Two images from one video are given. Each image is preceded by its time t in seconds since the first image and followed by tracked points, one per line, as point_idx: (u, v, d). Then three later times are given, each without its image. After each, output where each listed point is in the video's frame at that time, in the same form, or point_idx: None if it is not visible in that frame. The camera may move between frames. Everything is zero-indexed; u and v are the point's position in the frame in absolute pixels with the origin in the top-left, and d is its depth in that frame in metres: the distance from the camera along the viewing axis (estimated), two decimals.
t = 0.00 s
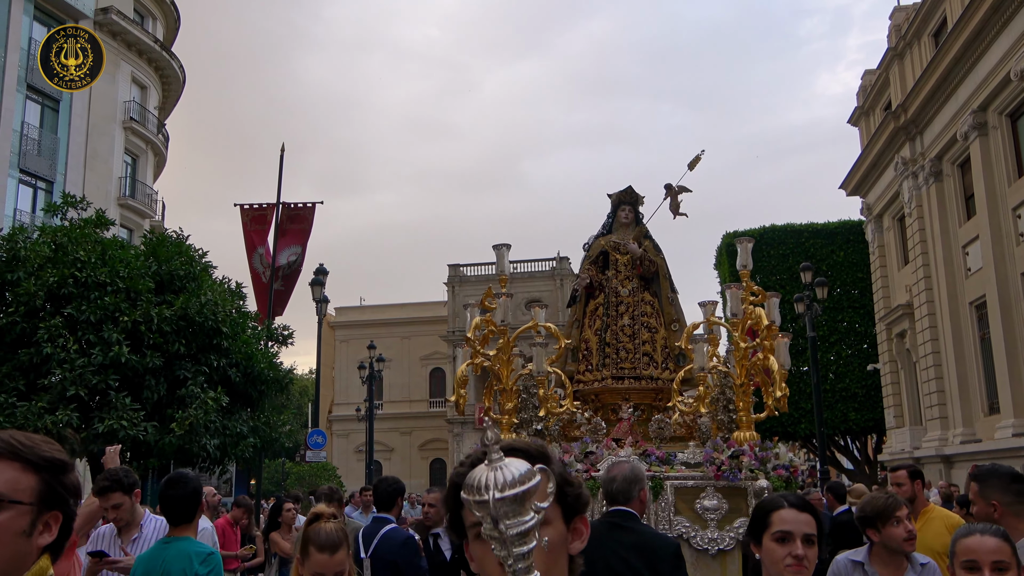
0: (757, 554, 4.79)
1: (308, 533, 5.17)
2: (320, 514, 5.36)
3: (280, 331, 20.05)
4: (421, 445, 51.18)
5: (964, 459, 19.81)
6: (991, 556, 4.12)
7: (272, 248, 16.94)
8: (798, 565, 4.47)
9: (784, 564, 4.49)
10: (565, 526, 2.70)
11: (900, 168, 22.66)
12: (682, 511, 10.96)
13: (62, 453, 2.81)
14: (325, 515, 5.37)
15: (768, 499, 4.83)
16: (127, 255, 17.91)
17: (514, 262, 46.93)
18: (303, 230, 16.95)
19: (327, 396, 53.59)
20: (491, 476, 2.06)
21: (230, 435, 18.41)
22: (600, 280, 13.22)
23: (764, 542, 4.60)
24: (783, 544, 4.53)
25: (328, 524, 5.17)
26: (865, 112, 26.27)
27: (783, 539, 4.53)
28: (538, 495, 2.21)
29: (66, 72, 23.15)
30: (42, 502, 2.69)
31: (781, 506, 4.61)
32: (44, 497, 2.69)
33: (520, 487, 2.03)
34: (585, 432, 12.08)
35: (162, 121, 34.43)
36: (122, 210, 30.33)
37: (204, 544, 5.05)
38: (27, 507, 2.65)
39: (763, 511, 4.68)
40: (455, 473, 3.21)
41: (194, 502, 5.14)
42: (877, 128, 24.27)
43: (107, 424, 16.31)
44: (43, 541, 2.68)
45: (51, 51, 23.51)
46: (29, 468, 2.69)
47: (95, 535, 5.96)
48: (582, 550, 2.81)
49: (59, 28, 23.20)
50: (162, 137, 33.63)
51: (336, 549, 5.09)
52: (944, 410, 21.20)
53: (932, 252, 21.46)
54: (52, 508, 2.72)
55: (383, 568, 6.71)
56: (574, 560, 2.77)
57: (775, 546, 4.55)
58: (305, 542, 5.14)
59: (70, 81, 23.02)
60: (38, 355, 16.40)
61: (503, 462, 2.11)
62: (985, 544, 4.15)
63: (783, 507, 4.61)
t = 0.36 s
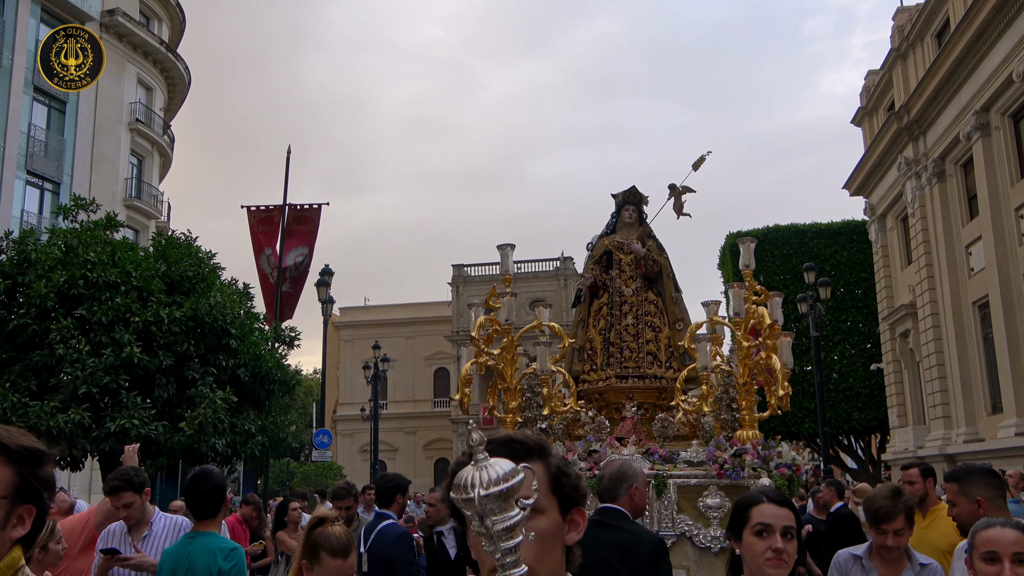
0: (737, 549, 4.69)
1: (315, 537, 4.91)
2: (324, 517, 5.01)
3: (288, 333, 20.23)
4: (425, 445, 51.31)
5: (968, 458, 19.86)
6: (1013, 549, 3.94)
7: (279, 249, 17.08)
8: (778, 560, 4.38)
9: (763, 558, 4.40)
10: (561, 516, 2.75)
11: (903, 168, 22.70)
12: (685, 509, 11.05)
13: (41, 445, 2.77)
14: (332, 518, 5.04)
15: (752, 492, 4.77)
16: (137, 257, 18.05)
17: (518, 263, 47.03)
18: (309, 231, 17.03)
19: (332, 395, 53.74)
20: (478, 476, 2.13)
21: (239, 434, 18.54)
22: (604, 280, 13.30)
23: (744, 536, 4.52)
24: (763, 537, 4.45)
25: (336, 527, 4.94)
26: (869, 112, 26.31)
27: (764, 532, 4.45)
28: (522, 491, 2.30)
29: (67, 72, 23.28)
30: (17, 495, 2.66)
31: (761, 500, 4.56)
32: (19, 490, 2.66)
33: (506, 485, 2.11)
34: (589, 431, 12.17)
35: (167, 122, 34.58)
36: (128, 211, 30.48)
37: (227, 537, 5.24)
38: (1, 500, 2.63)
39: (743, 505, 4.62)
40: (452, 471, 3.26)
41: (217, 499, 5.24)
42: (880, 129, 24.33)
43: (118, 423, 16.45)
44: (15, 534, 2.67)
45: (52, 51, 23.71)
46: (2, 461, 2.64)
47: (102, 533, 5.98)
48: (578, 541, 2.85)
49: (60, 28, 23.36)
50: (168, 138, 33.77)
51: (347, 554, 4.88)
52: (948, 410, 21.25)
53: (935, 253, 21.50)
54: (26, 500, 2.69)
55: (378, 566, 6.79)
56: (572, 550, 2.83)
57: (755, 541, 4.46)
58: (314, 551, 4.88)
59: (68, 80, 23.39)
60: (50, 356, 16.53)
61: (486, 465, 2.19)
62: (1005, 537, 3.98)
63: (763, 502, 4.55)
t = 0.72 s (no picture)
0: (724, 546, 4.64)
1: (308, 535, 4.82)
2: (319, 516, 4.92)
3: (294, 335, 20.37)
4: (430, 445, 51.45)
5: (970, 458, 19.92)
6: (1015, 555, 3.77)
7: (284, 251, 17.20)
8: (768, 556, 4.36)
9: (755, 552, 4.37)
10: (563, 533, 2.62)
11: (906, 169, 22.77)
12: (680, 510, 11.25)
13: (49, 455, 2.81)
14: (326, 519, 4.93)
15: (736, 490, 4.72)
16: (146, 261, 18.20)
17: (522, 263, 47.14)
18: (316, 234, 17.19)
19: (336, 396, 53.93)
20: (452, 524, 2.07)
21: (247, 435, 18.66)
22: (599, 281, 13.37)
23: (734, 531, 4.46)
24: (755, 532, 4.40)
25: (330, 528, 4.82)
26: (872, 113, 26.37)
27: (755, 527, 4.41)
28: (498, 532, 2.23)
29: (66, 72, 23.48)
30: (25, 503, 2.70)
31: (751, 497, 4.52)
32: (27, 498, 2.70)
33: (479, 535, 2.05)
34: (585, 431, 12.33)
35: (173, 124, 34.75)
36: (134, 212, 30.65)
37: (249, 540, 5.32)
38: (10, 508, 2.67)
39: (730, 502, 4.56)
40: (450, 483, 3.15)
41: (235, 501, 5.36)
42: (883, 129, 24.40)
43: (127, 425, 16.59)
44: (23, 542, 2.70)
45: (52, 52, 23.93)
46: (13, 470, 2.69)
47: (117, 533, 6.07)
48: (583, 559, 2.75)
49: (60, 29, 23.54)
50: (173, 140, 33.93)
51: (340, 554, 4.77)
52: (950, 410, 21.31)
53: (938, 253, 21.55)
54: (33, 509, 2.73)
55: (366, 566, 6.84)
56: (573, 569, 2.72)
57: (745, 535, 4.42)
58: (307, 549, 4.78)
59: (69, 80, 23.54)
60: (61, 358, 16.70)
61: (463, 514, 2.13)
62: (1008, 542, 3.80)
63: (752, 498, 4.52)
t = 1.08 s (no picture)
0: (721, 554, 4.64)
1: (292, 534, 4.82)
2: (305, 519, 4.90)
3: (300, 336, 20.50)
4: (435, 445, 51.59)
5: (973, 458, 20.00)
6: (987, 561, 4.00)
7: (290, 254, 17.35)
8: (766, 566, 4.39)
9: (754, 563, 4.40)
10: (588, 531, 2.59)
11: (909, 170, 22.84)
12: (682, 511, 11.39)
13: (76, 456, 2.94)
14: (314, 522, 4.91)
15: (731, 499, 4.76)
16: (155, 265, 18.38)
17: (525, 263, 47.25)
18: (321, 237, 17.29)
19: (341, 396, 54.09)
20: (416, 541, 2.55)
21: (254, 436, 18.80)
22: (601, 284, 13.48)
23: (733, 540, 4.48)
24: (755, 542, 4.43)
25: (316, 530, 4.81)
26: (874, 114, 26.43)
27: (756, 537, 4.44)
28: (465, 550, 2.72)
29: (67, 71, 23.70)
30: (53, 502, 2.79)
31: (750, 507, 4.55)
32: (55, 498, 2.80)
33: (442, 547, 2.52)
34: (588, 433, 12.49)
35: (179, 126, 34.93)
36: (140, 214, 30.83)
37: (261, 541, 5.45)
38: (38, 507, 2.75)
39: (729, 511, 4.57)
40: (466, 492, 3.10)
41: (247, 503, 5.48)
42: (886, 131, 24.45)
43: (138, 426, 16.77)
44: (53, 541, 2.79)
45: (52, 51, 24.19)
46: (41, 468, 2.80)
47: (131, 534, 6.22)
48: (604, 558, 2.71)
49: (61, 29, 23.72)
50: (179, 142, 34.10)
51: (322, 555, 4.74)
52: (953, 410, 21.37)
53: (940, 254, 21.62)
54: (62, 509, 2.82)
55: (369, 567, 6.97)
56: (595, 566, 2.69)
57: (744, 545, 4.45)
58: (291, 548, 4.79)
59: (74, 82, 23.74)
60: (72, 362, 16.90)
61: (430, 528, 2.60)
62: (982, 549, 4.03)
63: (751, 508, 4.54)
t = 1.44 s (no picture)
0: (746, 555, 4.62)
1: (303, 532, 4.90)
2: (317, 517, 4.98)
3: (309, 340, 20.61)
4: (440, 445, 51.72)
5: (977, 459, 20.08)
6: (976, 560, 4.16)
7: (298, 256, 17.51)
8: (791, 569, 4.36)
9: (779, 566, 4.36)
10: (606, 533, 2.67)
11: (913, 171, 22.90)
12: (688, 512, 11.44)
13: (97, 457, 2.92)
14: (325, 520, 4.98)
15: (755, 502, 4.71)
16: (168, 269, 18.55)
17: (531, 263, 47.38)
18: (328, 238, 17.40)
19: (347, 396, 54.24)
20: (440, 559, 2.55)
21: (265, 436, 18.95)
22: (608, 285, 13.58)
23: (758, 543, 4.44)
24: (779, 545, 4.39)
25: (327, 528, 4.89)
26: (879, 115, 26.49)
27: (780, 540, 4.39)
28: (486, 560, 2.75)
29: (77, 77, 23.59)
30: (81, 504, 2.79)
31: (776, 510, 4.48)
32: (82, 500, 2.80)
33: (464, 569, 2.52)
34: (594, 434, 12.77)
35: (186, 128, 35.08)
36: (148, 215, 31.00)
37: (281, 539, 5.58)
38: (66, 511, 2.75)
39: (754, 515, 4.52)
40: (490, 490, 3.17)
41: (266, 502, 5.60)
42: (890, 132, 24.51)
43: (152, 426, 16.96)
44: (86, 541, 2.80)
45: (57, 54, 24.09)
46: (63, 473, 2.79)
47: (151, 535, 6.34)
48: (620, 557, 2.80)
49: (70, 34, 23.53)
50: (187, 143, 34.27)
51: (332, 553, 4.83)
52: (958, 410, 21.43)
53: (945, 255, 21.67)
54: (91, 509, 2.82)
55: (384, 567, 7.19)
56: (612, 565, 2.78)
57: (769, 548, 4.40)
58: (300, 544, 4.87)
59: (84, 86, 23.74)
60: (86, 364, 17.08)
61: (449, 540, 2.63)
62: (971, 549, 4.19)
63: (777, 511, 4.48)
